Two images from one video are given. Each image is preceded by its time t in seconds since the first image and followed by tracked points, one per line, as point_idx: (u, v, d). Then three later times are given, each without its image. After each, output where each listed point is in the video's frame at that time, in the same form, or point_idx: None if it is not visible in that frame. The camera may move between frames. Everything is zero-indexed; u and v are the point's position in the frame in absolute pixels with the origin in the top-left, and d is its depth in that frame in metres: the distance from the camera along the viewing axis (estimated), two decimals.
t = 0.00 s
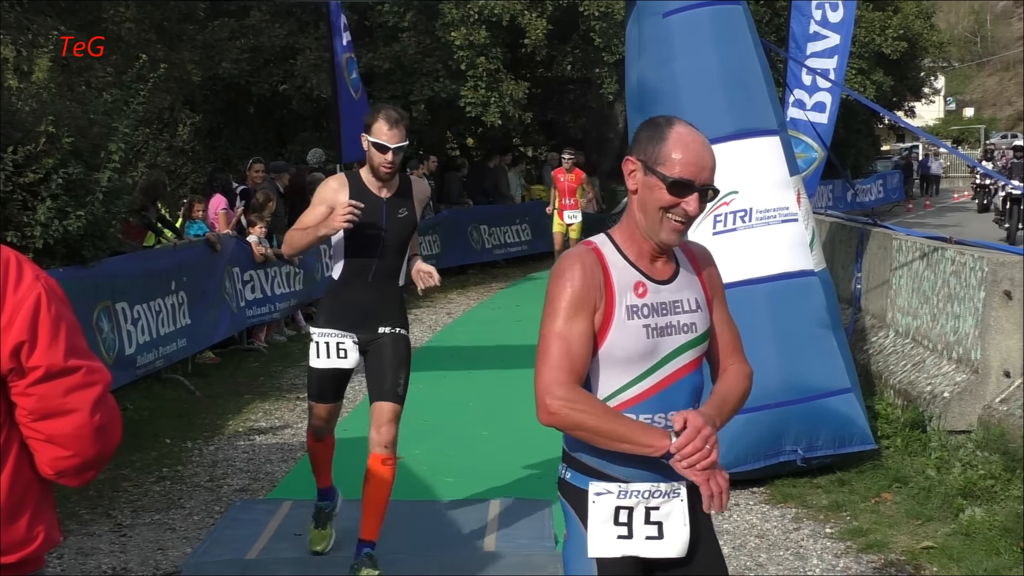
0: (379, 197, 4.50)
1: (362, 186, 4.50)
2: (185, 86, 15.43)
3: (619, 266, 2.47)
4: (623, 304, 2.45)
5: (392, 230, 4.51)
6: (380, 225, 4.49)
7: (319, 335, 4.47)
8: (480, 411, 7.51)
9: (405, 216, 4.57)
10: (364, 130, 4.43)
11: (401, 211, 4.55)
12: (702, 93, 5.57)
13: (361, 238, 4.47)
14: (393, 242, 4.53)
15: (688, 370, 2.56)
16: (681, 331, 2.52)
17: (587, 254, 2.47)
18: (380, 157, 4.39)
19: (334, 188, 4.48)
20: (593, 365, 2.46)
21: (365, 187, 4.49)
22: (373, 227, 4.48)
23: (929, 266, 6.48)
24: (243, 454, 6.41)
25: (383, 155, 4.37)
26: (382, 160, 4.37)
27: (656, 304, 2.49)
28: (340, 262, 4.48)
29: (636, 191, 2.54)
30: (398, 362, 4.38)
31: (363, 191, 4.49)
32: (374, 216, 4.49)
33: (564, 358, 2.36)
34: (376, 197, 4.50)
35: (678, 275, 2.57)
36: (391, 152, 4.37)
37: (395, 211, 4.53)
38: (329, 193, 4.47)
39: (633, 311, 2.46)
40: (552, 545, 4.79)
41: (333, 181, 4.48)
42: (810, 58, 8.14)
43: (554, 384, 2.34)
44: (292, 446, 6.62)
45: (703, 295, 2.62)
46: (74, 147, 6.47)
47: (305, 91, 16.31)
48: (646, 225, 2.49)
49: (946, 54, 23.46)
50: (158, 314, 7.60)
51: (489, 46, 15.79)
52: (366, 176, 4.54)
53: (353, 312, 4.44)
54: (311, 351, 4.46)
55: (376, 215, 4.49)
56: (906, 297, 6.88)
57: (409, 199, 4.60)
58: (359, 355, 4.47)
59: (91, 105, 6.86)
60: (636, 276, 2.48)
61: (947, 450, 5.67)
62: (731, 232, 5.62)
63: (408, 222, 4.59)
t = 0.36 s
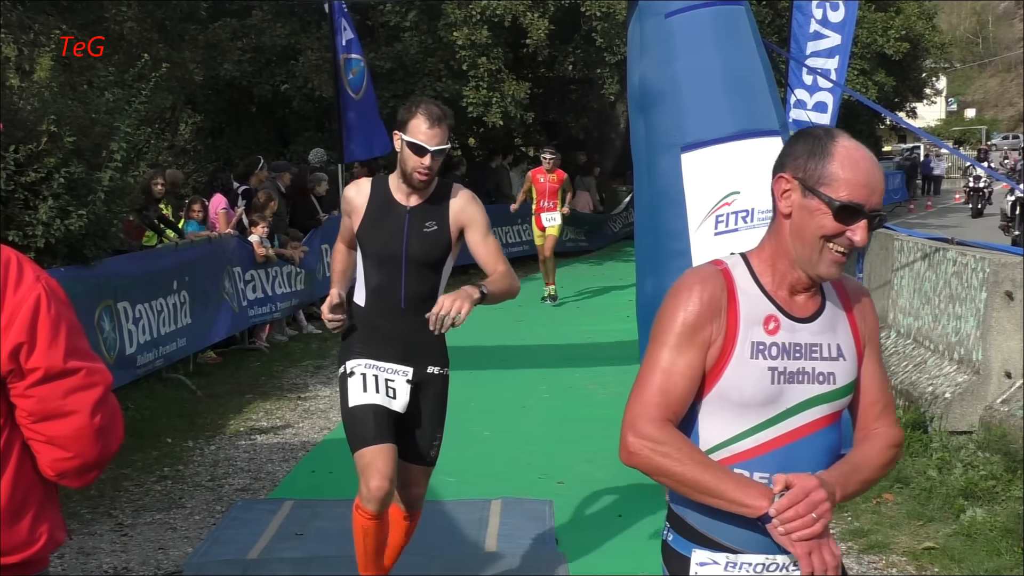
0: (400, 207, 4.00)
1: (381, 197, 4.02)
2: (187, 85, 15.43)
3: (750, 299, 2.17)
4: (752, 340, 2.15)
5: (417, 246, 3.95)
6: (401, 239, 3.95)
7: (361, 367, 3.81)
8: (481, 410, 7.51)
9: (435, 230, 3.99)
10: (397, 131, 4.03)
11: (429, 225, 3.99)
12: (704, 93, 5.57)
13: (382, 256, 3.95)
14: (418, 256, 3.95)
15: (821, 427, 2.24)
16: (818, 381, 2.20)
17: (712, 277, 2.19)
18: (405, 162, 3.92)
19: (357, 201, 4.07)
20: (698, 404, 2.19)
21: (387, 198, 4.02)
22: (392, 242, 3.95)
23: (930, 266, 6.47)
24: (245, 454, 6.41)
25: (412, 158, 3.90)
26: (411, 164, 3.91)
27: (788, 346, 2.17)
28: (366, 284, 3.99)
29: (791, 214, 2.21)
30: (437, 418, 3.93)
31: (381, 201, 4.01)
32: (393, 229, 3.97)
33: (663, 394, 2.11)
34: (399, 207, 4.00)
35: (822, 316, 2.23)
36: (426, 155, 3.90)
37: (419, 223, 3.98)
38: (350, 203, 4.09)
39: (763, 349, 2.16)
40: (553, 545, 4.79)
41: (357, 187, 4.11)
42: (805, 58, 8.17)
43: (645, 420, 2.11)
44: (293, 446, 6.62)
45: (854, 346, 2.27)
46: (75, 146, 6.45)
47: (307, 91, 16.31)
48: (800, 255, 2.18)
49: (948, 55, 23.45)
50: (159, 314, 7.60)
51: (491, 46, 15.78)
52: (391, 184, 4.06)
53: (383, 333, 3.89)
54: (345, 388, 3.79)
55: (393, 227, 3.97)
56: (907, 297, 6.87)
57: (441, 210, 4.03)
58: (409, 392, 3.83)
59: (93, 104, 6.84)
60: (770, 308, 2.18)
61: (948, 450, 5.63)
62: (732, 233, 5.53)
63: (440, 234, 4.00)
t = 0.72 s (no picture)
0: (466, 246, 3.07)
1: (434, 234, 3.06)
2: (186, 87, 15.44)
3: (891, 298, 1.87)
4: (908, 345, 1.87)
5: (492, 286, 3.06)
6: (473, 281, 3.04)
7: (431, 433, 2.99)
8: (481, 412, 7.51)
9: (508, 261, 3.11)
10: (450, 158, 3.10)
11: (500, 256, 3.10)
12: (703, 95, 5.57)
13: (451, 304, 3.04)
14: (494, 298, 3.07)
15: (976, 436, 1.98)
16: (973, 383, 1.95)
17: (846, 270, 1.88)
18: (471, 195, 3.02)
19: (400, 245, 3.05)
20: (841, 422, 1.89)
21: (442, 236, 3.06)
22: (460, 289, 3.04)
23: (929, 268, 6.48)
24: (244, 456, 6.40)
25: (483, 194, 3.01)
26: (483, 203, 3.02)
27: (944, 344, 1.91)
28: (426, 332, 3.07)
29: (951, 199, 1.91)
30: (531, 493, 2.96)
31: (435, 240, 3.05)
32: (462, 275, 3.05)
33: (776, 404, 1.88)
34: (460, 244, 3.07)
35: (966, 306, 1.98)
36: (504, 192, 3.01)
37: (490, 259, 3.08)
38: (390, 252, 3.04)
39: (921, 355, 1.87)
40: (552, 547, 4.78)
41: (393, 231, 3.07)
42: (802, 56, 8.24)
43: (754, 434, 1.88)
44: (292, 448, 6.62)
45: (994, 334, 2.04)
46: (74, 148, 6.45)
47: (306, 92, 16.30)
48: (957, 243, 1.92)
49: (947, 56, 23.45)
50: (158, 315, 7.60)
51: (491, 47, 15.75)
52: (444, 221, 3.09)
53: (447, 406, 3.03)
54: (411, 459, 3.01)
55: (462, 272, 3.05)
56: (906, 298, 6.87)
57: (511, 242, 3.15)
58: (487, 458, 3.00)
59: (92, 105, 6.85)
60: (923, 306, 1.89)
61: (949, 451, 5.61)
62: (731, 234, 5.55)
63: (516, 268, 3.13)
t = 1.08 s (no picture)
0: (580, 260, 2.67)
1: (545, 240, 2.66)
2: (184, 91, 15.45)
3: None
4: None
5: (599, 312, 2.67)
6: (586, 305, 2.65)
7: (499, 500, 2.63)
8: (479, 415, 7.52)
9: (620, 286, 2.71)
10: (567, 163, 2.69)
11: (613, 278, 2.69)
12: (701, 99, 5.59)
13: (548, 327, 2.64)
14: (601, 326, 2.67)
15: None
16: None
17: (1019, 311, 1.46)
18: (590, 208, 2.61)
19: (512, 249, 2.63)
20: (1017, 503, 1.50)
21: (551, 248, 2.66)
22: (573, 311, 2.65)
23: (926, 271, 6.50)
24: (242, 460, 6.40)
25: (604, 208, 2.60)
26: (602, 218, 2.61)
27: None
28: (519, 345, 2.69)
29: None
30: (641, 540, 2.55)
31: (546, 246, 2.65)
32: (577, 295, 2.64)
33: (964, 491, 1.45)
34: (572, 258, 2.66)
35: None
36: (629, 210, 2.60)
37: (604, 279, 2.68)
38: (497, 256, 2.62)
39: None
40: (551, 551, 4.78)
41: (500, 232, 2.67)
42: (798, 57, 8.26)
43: (944, 527, 1.45)
44: (291, 452, 6.61)
45: None
46: (72, 153, 6.48)
47: (304, 96, 16.31)
48: None
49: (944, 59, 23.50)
50: (157, 320, 7.60)
51: (488, 51, 15.79)
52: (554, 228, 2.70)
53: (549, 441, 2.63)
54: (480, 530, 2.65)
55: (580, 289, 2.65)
56: (903, 301, 6.89)
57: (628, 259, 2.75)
58: (574, 521, 2.63)
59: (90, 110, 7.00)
60: None
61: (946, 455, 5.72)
62: (729, 238, 5.59)
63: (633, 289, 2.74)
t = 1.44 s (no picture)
0: (691, 239, 2.45)
1: (644, 220, 2.45)
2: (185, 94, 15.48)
3: None
4: None
5: (713, 296, 2.44)
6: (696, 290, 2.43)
7: (627, 503, 2.45)
8: (480, 419, 7.52)
9: (738, 267, 2.47)
10: (674, 132, 2.45)
11: (729, 260, 2.47)
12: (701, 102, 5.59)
13: (651, 315, 2.44)
14: (715, 311, 2.44)
15: None
16: None
17: None
18: (694, 186, 2.39)
19: (604, 235, 2.43)
20: None
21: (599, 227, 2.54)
22: (681, 297, 2.43)
23: (927, 274, 6.50)
24: (243, 464, 6.40)
25: (706, 188, 2.37)
26: (704, 198, 2.38)
27: None
28: (620, 345, 2.47)
29: None
30: None
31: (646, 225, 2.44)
32: (686, 281, 2.42)
33: None
34: (680, 238, 2.45)
35: None
36: (734, 191, 2.35)
37: (715, 262, 2.46)
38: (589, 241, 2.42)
39: None
40: (552, 555, 4.78)
41: (591, 212, 2.46)
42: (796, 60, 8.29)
43: None
44: (292, 456, 6.61)
45: None
46: (74, 157, 6.49)
47: (304, 100, 16.33)
48: None
49: (944, 62, 23.51)
50: (159, 323, 7.60)
51: (489, 55, 15.81)
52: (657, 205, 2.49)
53: (642, 437, 2.46)
54: (604, 538, 2.47)
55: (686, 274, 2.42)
56: (904, 305, 6.89)
57: (743, 239, 2.51)
58: (701, 534, 2.47)
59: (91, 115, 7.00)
60: None
61: (947, 457, 5.69)
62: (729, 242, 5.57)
63: (752, 271, 2.50)
